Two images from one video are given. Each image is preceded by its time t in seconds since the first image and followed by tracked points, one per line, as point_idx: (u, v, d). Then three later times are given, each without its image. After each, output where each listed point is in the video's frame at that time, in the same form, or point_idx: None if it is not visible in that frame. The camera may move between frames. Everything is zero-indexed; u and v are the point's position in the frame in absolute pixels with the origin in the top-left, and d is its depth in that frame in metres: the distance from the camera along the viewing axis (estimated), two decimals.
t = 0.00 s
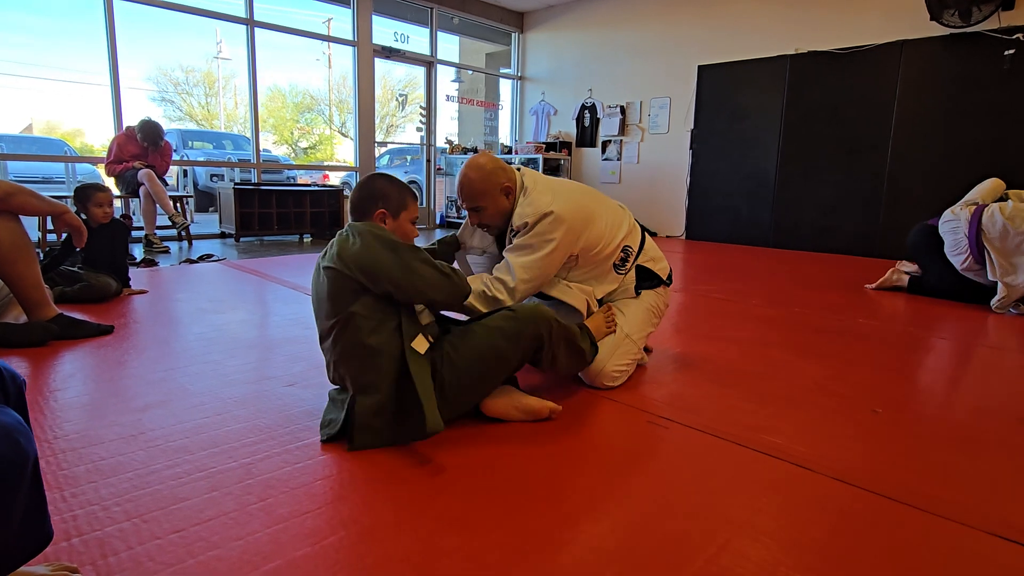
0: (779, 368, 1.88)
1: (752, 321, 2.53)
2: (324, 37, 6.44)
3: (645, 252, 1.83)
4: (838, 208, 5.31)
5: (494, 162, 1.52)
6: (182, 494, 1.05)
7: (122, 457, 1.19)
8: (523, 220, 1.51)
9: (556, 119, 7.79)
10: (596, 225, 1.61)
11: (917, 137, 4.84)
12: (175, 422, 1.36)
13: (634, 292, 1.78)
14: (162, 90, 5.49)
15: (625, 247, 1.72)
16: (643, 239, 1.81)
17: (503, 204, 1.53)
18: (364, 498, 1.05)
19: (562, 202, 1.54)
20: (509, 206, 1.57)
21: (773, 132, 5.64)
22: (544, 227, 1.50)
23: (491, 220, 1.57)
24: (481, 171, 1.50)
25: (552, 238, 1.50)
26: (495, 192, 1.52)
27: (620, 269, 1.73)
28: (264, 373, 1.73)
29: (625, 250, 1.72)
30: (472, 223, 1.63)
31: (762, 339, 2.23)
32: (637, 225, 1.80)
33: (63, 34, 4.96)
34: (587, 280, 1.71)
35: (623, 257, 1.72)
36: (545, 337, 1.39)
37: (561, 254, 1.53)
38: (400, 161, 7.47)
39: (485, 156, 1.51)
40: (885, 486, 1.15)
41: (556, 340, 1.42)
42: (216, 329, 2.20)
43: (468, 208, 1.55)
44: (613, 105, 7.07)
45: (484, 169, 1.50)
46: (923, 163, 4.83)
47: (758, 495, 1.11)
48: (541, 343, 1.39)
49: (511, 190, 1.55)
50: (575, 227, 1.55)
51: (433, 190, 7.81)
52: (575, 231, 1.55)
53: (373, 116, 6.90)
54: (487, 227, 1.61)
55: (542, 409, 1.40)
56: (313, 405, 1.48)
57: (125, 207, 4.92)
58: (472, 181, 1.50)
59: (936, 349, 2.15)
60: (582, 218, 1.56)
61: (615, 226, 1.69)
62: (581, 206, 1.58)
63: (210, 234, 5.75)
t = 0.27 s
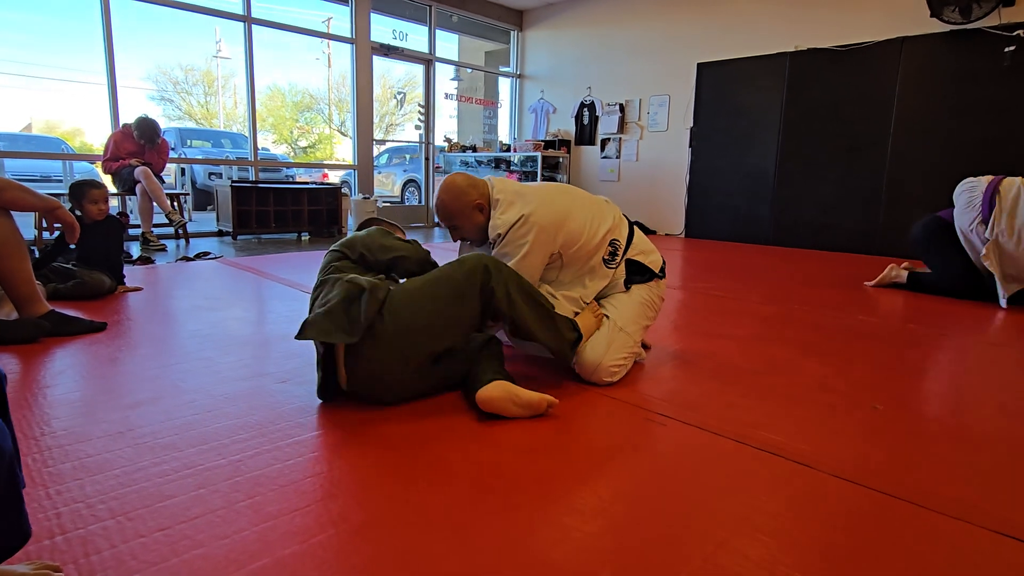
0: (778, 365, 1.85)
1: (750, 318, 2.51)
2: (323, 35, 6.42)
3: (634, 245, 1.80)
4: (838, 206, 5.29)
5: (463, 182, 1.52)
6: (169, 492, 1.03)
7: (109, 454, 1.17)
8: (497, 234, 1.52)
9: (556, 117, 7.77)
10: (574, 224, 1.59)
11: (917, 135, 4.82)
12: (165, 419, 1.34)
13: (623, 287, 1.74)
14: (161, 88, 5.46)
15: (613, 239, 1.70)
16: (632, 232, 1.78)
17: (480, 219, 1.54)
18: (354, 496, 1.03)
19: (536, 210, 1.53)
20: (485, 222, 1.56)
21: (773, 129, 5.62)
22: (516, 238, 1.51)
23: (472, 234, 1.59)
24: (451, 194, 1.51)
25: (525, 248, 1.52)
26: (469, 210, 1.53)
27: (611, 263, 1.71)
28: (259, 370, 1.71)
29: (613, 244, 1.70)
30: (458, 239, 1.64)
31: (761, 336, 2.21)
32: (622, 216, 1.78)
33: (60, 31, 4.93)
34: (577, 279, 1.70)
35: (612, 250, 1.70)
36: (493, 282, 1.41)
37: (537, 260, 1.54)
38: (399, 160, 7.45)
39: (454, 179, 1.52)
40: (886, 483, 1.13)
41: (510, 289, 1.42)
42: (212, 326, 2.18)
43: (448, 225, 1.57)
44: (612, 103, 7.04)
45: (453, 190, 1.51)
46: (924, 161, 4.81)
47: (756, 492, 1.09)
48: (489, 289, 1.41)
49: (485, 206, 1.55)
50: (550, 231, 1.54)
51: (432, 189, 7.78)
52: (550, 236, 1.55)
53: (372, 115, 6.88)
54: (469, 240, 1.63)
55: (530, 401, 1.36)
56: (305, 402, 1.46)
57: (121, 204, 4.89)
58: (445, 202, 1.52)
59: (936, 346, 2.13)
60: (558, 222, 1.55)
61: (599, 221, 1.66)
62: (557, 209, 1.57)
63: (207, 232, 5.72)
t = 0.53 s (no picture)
0: (777, 364, 1.85)
1: (750, 317, 2.51)
2: (323, 34, 6.42)
3: (621, 248, 1.80)
4: (839, 205, 5.28)
5: (446, 195, 1.56)
6: (167, 493, 1.02)
7: (107, 454, 1.16)
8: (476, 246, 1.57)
9: (556, 116, 7.76)
10: (552, 237, 1.62)
11: (918, 134, 4.81)
12: (163, 419, 1.34)
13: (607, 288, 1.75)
14: (162, 88, 5.47)
15: (596, 248, 1.72)
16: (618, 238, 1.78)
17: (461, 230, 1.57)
18: (352, 497, 1.02)
19: (514, 224, 1.56)
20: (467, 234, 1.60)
21: (773, 128, 5.61)
22: (493, 251, 1.56)
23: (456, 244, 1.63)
24: (433, 207, 1.56)
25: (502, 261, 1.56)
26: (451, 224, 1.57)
27: (595, 270, 1.73)
28: (258, 370, 1.71)
29: (595, 252, 1.72)
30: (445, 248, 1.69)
31: (761, 336, 2.21)
32: (609, 223, 1.80)
33: (60, 31, 4.93)
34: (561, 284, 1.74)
35: (595, 258, 1.72)
36: (475, 291, 1.50)
37: (514, 272, 1.59)
38: (399, 159, 7.45)
39: (437, 192, 1.55)
40: (886, 484, 1.13)
41: (489, 296, 1.50)
42: (212, 326, 2.18)
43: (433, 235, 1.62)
44: (612, 102, 7.04)
45: (435, 204, 1.55)
46: (925, 159, 4.80)
47: (755, 492, 1.09)
48: (468, 295, 1.49)
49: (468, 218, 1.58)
50: (526, 245, 1.58)
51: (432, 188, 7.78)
52: (527, 249, 1.58)
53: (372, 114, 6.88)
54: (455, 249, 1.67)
55: (494, 395, 1.45)
56: (304, 402, 1.46)
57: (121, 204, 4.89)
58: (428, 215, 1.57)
59: (936, 345, 2.12)
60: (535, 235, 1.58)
61: (580, 232, 1.68)
62: (536, 222, 1.59)
63: (207, 232, 5.72)
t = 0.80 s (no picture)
0: (777, 364, 1.85)
1: (750, 317, 2.51)
2: (324, 34, 6.42)
3: (605, 250, 1.81)
4: (839, 204, 5.28)
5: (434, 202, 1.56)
6: (167, 492, 1.02)
7: (107, 453, 1.16)
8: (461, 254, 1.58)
9: (556, 116, 7.76)
10: (535, 244, 1.64)
11: (919, 133, 4.81)
12: (163, 418, 1.34)
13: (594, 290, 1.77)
14: (162, 88, 5.47)
15: (579, 252, 1.75)
16: (601, 240, 1.80)
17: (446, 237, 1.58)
18: (351, 496, 1.03)
19: (499, 232, 1.58)
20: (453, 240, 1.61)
21: (774, 127, 5.60)
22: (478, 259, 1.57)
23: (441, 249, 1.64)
24: (421, 214, 1.56)
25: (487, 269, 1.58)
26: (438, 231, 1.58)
27: (578, 273, 1.76)
28: (258, 369, 1.71)
29: (579, 256, 1.75)
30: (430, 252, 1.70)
31: (761, 336, 2.21)
32: (594, 226, 1.83)
33: (61, 31, 4.93)
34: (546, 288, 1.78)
35: (579, 262, 1.75)
36: (480, 282, 1.53)
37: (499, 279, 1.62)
38: (400, 159, 7.46)
39: (425, 201, 1.56)
40: (886, 483, 1.13)
41: (489, 290, 1.53)
42: (212, 326, 2.18)
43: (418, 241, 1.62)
44: (613, 101, 7.04)
45: (423, 212, 1.56)
46: (926, 159, 4.79)
47: (753, 492, 1.09)
48: (470, 289, 1.51)
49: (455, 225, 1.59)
50: (511, 253, 1.60)
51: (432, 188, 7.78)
52: (511, 257, 1.60)
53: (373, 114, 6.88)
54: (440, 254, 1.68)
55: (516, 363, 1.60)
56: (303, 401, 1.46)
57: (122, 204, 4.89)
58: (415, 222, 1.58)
59: (936, 345, 2.12)
60: (519, 242, 1.61)
61: (563, 237, 1.71)
62: (519, 230, 1.61)
63: (208, 232, 5.72)
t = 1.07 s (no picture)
0: (777, 364, 1.85)
1: (751, 316, 2.51)
2: (324, 34, 6.43)
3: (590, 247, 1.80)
4: (840, 204, 5.27)
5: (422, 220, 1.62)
6: (167, 491, 1.02)
7: (108, 453, 1.16)
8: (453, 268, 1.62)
9: (557, 116, 7.76)
10: (523, 253, 1.66)
11: (920, 133, 4.81)
12: (163, 418, 1.34)
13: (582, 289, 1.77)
14: (164, 89, 5.48)
15: (565, 253, 1.75)
16: (586, 237, 1.78)
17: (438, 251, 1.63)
18: (351, 495, 1.03)
19: (486, 244, 1.60)
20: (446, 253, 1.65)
21: (775, 127, 5.60)
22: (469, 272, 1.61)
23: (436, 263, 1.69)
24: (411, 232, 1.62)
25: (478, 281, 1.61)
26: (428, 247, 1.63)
27: (565, 274, 1.76)
28: (259, 369, 1.71)
29: (565, 257, 1.74)
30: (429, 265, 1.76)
31: (761, 335, 2.20)
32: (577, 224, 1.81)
33: (63, 31, 4.94)
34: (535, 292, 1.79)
35: (565, 263, 1.75)
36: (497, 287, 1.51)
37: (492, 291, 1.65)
38: (400, 160, 7.46)
39: (413, 219, 1.61)
40: (887, 483, 1.13)
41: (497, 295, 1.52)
42: (213, 326, 2.18)
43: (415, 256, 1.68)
44: (613, 101, 7.04)
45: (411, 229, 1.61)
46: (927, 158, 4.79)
47: (754, 491, 1.09)
48: (483, 288, 1.49)
49: (444, 239, 1.63)
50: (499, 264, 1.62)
51: (433, 188, 7.78)
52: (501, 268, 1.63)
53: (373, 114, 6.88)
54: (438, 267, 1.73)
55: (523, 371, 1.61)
56: (304, 401, 1.46)
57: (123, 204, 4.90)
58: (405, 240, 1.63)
59: (936, 344, 2.12)
60: (507, 253, 1.62)
61: (549, 241, 1.71)
62: (506, 240, 1.62)
63: (209, 232, 5.72)
